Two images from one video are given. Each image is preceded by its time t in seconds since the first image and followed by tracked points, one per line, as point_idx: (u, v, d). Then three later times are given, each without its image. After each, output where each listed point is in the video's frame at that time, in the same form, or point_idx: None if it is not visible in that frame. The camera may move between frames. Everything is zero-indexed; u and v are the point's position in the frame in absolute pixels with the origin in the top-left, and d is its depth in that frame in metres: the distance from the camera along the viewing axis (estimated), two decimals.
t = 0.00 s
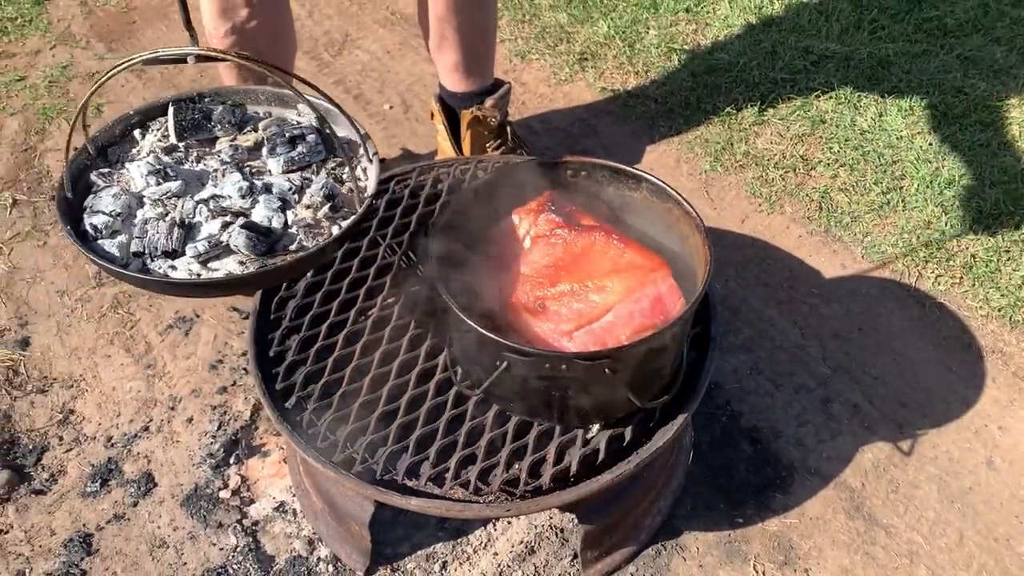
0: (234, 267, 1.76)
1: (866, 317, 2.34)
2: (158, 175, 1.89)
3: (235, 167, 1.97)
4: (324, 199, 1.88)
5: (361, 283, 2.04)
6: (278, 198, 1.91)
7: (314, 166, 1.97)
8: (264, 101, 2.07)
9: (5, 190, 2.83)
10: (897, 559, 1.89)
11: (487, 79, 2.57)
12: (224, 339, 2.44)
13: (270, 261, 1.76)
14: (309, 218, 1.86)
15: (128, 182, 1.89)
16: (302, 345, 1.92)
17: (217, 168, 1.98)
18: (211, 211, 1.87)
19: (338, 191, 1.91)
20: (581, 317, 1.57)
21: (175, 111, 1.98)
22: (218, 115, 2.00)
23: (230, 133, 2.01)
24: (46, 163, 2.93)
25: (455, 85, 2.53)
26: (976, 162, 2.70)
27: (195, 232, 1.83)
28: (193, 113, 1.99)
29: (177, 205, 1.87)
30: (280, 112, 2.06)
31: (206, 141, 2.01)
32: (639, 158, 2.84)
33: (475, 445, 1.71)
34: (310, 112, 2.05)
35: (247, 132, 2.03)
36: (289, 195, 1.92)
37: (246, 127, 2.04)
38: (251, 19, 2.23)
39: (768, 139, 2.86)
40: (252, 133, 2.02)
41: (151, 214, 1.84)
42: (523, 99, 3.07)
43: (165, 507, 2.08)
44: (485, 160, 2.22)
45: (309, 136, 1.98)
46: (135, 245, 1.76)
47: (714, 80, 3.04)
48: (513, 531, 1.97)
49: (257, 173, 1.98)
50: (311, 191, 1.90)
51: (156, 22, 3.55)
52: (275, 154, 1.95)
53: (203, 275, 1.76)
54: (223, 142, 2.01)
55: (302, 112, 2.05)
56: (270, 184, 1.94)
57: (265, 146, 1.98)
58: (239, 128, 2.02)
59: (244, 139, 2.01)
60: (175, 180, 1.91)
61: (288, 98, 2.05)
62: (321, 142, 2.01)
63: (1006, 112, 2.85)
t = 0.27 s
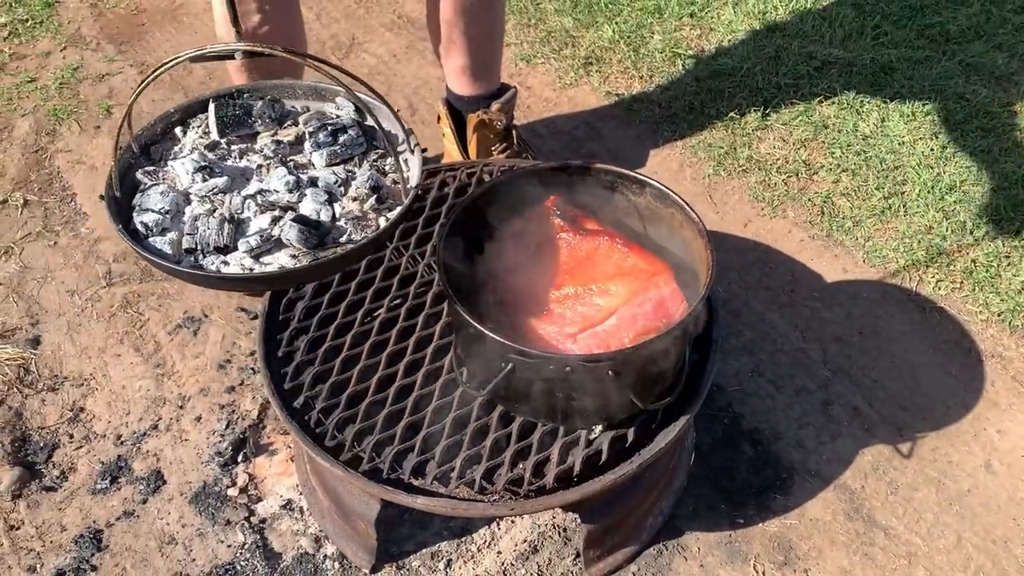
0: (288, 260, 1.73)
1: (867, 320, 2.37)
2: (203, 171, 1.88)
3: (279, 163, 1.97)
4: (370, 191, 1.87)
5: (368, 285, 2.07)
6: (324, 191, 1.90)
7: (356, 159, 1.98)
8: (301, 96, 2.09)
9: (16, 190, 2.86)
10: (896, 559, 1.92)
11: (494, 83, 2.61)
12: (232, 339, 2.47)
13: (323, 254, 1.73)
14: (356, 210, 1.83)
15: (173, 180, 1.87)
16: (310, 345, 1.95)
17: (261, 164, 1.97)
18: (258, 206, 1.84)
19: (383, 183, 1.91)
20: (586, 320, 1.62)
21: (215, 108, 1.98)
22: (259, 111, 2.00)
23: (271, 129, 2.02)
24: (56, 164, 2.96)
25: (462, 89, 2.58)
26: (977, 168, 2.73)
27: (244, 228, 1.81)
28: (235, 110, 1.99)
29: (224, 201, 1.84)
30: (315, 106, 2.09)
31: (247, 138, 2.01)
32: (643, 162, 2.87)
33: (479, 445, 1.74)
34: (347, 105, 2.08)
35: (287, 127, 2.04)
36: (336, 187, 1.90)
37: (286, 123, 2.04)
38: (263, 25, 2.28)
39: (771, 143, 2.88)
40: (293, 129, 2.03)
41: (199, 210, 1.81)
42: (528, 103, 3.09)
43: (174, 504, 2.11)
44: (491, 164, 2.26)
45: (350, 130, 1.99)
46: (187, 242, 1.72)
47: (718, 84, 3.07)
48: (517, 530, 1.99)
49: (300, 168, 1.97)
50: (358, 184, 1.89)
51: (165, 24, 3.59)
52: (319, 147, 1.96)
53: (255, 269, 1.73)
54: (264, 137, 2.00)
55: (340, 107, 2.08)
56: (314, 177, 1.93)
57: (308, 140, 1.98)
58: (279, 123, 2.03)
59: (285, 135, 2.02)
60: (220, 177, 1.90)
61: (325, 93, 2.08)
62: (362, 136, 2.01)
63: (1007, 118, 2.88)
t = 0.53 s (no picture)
0: (338, 262, 1.73)
1: (866, 323, 2.39)
2: (251, 173, 1.88)
3: (325, 164, 1.96)
4: (418, 194, 1.85)
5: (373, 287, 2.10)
6: (371, 193, 1.88)
7: (401, 162, 1.96)
8: (344, 98, 2.07)
9: (25, 191, 2.90)
10: (893, 560, 1.94)
11: (498, 87, 2.63)
12: (238, 340, 2.50)
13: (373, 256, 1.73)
14: (404, 213, 1.82)
15: (221, 181, 1.87)
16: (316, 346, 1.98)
17: (307, 166, 1.96)
18: (307, 207, 1.84)
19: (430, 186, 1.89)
20: (588, 323, 1.64)
21: (261, 110, 1.95)
22: (303, 112, 1.99)
23: (316, 131, 2.01)
24: (64, 165, 2.99)
25: (467, 93, 2.60)
26: (976, 172, 2.75)
27: (293, 229, 1.80)
28: (280, 112, 1.96)
29: (273, 202, 1.84)
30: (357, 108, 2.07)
31: (292, 140, 2.00)
32: (646, 165, 2.89)
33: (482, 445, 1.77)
34: (391, 107, 2.05)
35: (331, 129, 2.02)
36: (383, 190, 1.89)
37: (330, 125, 2.03)
38: (272, 29, 2.31)
39: (773, 147, 2.90)
40: (337, 130, 2.01)
41: (248, 211, 1.81)
42: (532, 106, 3.12)
43: (181, 502, 2.14)
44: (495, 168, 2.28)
45: (396, 132, 1.97)
46: (238, 242, 1.73)
47: (720, 88, 3.09)
48: (519, 529, 2.02)
49: (345, 170, 1.96)
50: (405, 186, 1.87)
51: (172, 27, 3.62)
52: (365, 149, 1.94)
53: (306, 270, 1.73)
54: (309, 139, 1.99)
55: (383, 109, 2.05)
56: (360, 179, 1.91)
57: (354, 142, 1.96)
58: (323, 125, 2.01)
59: (330, 137, 2.00)
60: (267, 178, 1.89)
61: (368, 95, 2.06)
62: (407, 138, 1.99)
63: (1007, 122, 2.90)
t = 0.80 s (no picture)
0: (400, 270, 1.71)
1: (864, 326, 2.41)
2: (301, 186, 1.85)
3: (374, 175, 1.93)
4: (470, 201, 1.83)
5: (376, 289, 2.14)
6: (424, 202, 1.85)
7: (449, 170, 1.94)
8: (382, 109, 2.04)
9: (30, 194, 2.92)
10: (889, 560, 1.96)
11: (501, 91, 2.66)
12: (241, 341, 2.52)
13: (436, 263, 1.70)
14: (458, 219, 1.80)
15: (271, 194, 1.85)
16: (318, 346, 2.01)
17: (354, 179, 1.92)
18: (362, 218, 1.81)
19: (481, 194, 1.86)
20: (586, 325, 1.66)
21: (305, 123, 1.92)
22: (346, 124, 1.96)
23: (358, 143, 1.97)
24: (68, 168, 3.02)
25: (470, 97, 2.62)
26: (974, 176, 2.77)
27: (350, 240, 1.78)
28: (323, 124, 1.94)
29: (327, 214, 1.82)
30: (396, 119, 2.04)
31: (336, 153, 1.97)
32: (645, 168, 2.91)
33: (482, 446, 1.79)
34: (430, 116, 2.01)
35: (374, 140, 1.99)
36: (435, 198, 1.86)
37: (372, 136, 2.00)
38: (278, 31, 2.33)
39: (772, 150, 2.92)
40: (380, 141, 1.98)
41: (303, 223, 1.79)
42: (533, 109, 3.14)
43: (184, 502, 2.16)
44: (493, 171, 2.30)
45: (441, 141, 1.93)
46: (300, 255, 1.72)
47: (719, 92, 3.11)
48: (519, 529, 2.04)
49: (394, 181, 1.93)
50: (458, 193, 1.85)
51: (175, 30, 3.65)
52: (411, 158, 1.90)
53: (369, 280, 1.71)
54: (353, 152, 1.96)
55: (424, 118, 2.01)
56: (410, 189, 1.88)
57: (399, 152, 1.92)
58: (365, 136, 1.98)
59: (373, 147, 1.97)
60: (319, 191, 1.87)
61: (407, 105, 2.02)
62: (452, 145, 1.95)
63: (1005, 125, 2.92)
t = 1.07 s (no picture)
0: (470, 279, 1.65)
1: (856, 327, 2.44)
2: (356, 204, 1.80)
3: (423, 188, 1.87)
4: (525, 204, 1.78)
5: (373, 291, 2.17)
6: (479, 208, 1.80)
7: (497, 175, 1.88)
8: (418, 122, 1.99)
9: (30, 197, 2.95)
10: (880, 558, 1.99)
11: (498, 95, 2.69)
12: (240, 342, 2.54)
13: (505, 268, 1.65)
14: (515, 223, 1.75)
15: (326, 215, 1.79)
16: (316, 348, 2.03)
17: (405, 192, 1.87)
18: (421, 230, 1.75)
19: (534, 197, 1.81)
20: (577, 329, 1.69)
21: (349, 141, 1.88)
22: (389, 139, 1.92)
23: (402, 157, 1.93)
24: (68, 171, 3.04)
25: (468, 100, 2.65)
26: (965, 179, 2.80)
27: (414, 252, 1.72)
28: (367, 141, 1.89)
29: (386, 229, 1.77)
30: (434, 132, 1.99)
31: (381, 169, 1.91)
32: (641, 171, 2.93)
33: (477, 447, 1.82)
34: (467, 124, 1.96)
35: (417, 153, 1.94)
36: (489, 203, 1.80)
37: (414, 148, 1.95)
38: (278, 37, 2.37)
39: (765, 153, 2.95)
40: (424, 153, 1.93)
41: (365, 240, 1.74)
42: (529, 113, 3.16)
43: (183, 502, 2.18)
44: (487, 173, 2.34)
45: (485, 147, 1.88)
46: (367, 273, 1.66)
47: (714, 95, 3.14)
48: (515, 528, 2.07)
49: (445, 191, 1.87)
50: (512, 197, 1.79)
51: (174, 33, 3.67)
52: (458, 167, 1.85)
53: (439, 291, 1.65)
54: (397, 166, 1.91)
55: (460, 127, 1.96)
56: (463, 197, 1.82)
57: (444, 162, 1.87)
58: (408, 150, 1.93)
59: (417, 159, 1.92)
60: (374, 207, 1.82)
61: (443, 116, 1.98)
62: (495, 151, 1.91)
63: (996, 129, 2.95)
